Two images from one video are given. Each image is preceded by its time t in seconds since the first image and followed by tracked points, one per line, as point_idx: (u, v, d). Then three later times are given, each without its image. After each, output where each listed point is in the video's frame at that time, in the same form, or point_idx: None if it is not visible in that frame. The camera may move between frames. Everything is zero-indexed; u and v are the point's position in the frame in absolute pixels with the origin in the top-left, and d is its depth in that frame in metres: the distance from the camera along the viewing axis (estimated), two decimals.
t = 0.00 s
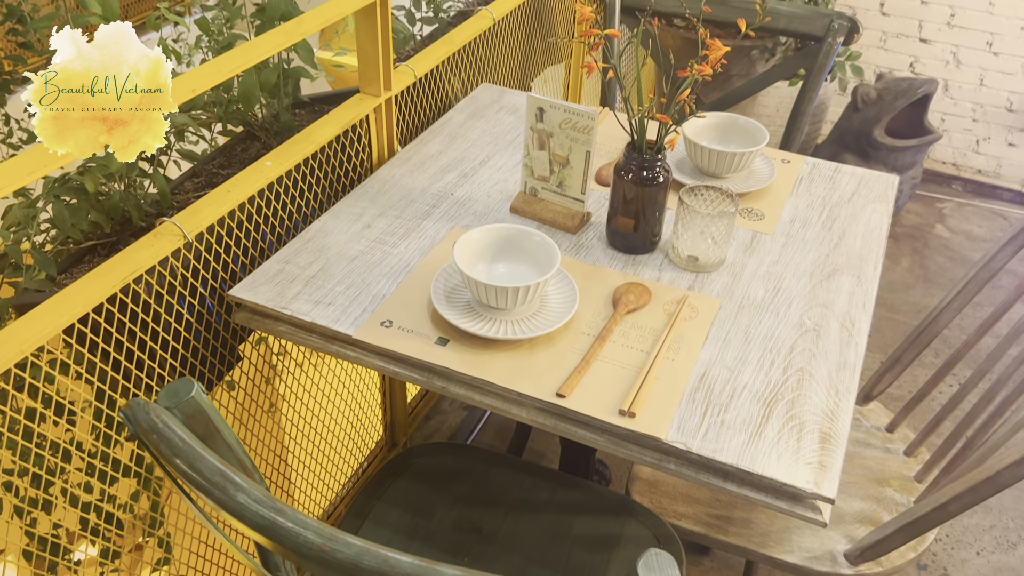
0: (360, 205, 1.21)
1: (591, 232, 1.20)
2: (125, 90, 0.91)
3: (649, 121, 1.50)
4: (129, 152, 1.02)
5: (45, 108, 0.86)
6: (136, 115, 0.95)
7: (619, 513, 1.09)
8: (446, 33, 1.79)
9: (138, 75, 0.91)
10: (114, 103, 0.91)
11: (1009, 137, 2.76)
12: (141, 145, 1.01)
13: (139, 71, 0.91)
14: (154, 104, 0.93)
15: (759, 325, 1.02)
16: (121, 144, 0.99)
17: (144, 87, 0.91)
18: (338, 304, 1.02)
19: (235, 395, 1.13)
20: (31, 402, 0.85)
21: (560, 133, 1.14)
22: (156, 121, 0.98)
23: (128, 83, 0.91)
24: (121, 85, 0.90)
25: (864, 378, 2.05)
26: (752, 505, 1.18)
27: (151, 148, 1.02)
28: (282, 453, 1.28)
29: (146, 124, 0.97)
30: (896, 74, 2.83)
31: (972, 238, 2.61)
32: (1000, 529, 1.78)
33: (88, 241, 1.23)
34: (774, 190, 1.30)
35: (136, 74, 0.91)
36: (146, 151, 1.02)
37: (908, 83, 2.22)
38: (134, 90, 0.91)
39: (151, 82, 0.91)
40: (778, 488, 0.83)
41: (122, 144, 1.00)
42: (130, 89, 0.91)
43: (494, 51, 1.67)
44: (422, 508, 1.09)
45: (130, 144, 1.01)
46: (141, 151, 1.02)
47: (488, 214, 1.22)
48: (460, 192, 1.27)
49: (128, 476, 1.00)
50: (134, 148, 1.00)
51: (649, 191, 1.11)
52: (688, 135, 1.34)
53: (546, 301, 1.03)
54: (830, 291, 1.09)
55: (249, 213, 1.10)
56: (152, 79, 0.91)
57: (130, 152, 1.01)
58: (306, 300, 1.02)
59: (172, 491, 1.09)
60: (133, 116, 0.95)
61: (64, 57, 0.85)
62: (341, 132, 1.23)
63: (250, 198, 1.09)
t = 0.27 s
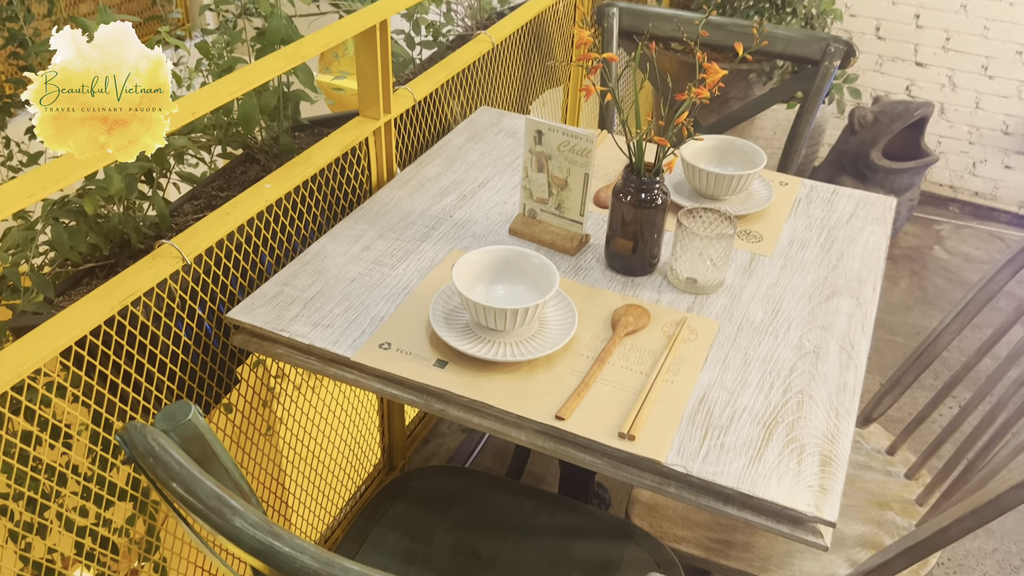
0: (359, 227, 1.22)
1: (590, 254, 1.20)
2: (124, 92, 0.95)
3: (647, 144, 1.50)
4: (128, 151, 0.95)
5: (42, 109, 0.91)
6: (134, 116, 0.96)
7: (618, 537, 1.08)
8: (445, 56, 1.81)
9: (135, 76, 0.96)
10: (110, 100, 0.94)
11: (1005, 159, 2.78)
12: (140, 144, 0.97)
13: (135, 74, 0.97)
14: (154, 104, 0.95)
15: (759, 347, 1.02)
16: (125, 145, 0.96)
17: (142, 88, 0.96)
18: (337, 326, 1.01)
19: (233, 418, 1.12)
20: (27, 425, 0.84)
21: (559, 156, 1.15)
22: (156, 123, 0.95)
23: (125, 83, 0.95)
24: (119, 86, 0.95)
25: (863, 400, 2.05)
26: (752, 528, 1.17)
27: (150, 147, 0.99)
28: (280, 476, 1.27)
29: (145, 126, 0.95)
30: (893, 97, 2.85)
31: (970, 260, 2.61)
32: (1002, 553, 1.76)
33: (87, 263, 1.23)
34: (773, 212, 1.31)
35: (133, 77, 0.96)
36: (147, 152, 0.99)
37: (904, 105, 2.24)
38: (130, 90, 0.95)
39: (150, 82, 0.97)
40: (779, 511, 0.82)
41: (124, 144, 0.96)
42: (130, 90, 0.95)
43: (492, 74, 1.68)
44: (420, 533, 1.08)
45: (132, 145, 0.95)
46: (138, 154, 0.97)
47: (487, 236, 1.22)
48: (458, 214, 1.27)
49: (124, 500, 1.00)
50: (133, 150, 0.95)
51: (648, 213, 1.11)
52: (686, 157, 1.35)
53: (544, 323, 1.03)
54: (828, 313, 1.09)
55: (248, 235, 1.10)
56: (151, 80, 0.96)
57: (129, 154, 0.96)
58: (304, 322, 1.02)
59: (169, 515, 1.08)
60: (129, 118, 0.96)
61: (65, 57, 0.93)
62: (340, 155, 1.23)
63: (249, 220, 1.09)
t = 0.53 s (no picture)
0: (358, 251, 1.22)
1: (589, 278, 1.20)
2: (125, 91, 1.02)
3: (645, 168, 1.51)
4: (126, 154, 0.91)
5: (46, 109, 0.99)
6: (136, 116, 0.99)
7: (618, 563, 1.07)
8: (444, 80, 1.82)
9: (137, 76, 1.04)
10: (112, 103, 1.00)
11: (1001, 182, 2.79)
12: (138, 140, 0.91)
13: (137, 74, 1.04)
14: (152, 106, 1.03)
15: (758, 372, 1.01)
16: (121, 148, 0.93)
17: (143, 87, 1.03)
18: (336, 350, 1.01)
19: (229, 443, 1.12)
20: (23, 450, 0.83)
21: (557, 180, 1.15)
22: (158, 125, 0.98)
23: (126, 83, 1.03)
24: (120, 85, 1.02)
25: (863, 424, 2.04)
26: (752, 555, 1.17)
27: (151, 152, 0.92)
28: (276, 502, 1.26)
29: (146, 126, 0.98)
30: (888, 120, 2.87)
31: (968, 282, 2.62)
32: None
33: (84, 287, 1.22)
34: (771, 236, 1.31)
35: (136, 77, 1.04)
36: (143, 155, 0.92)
37: (900, 129, 2.25)
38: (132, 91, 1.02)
39: (150, 82, 1.04)
40: (779, 537, 0.81)
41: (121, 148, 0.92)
42: (130, 90, 1.02)
43: (491, 99, 1.69)
44: (418, 559, 1.07)
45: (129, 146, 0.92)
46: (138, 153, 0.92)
47: (486, 260, 1.22)
48: (457, 238, 1.27)
49: (120, 526, 0.98)
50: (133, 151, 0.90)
51: (646, 237, 1.11)
52: (684, 182, 1.35)
53: (543, 347, 1.02)
54: (827, 336, 1.09)
55: (247, 259, 1.10)
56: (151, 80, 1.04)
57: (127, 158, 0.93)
58: (303, 346, 1.02)
59: (164, 541, 1.07)
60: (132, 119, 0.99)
61: (65, 57, 0.99)
62: (340, 179, 1.24)
63: (247, 245, 1.09)
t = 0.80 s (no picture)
0: (357, 273, 1.21)
1: (588, 300, 1.20)
2: (125, 91, 1.08)
3: (644, 191, 1.51)
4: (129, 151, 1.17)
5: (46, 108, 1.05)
6: (135, 115, 1.11)
7: None
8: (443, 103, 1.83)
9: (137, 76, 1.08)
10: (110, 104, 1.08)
11: (998, 204, 2.80)
12: (141, 147, 1.16)
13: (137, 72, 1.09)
14: (153, 104, 1.11)
15: (759, 395, 1.01)
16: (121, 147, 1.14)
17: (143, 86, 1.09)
18: (334, 374, 1.00)
19: (226, 467, 1.11)
20: (18, 476, 0.82)
21: (556, 203, 1.15)
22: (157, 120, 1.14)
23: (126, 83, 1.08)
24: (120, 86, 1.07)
25: (864, 446, 2.03)
26: None
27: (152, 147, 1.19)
28: (273, 526, 1.25)
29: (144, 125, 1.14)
30: (885, 142, 2.88)
31: (966, 303, 2.62)
32: None
33: (82, 310, 1.22)
34: (770, 258, 1.31)
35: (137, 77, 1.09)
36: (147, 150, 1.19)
37: (897, 150, 2.26)
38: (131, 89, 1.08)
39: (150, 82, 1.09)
40: (782, 563, 0.80)
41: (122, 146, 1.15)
42: (130, 90, 1.08)
43: (489, 121, 1.70)
44: None
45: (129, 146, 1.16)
46: (140, 152, 1.18)
47: (485, 282, 1.22)
48: (456, 260, 1.27)
49: (114, 552, 0.97)
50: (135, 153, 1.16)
51: (645, 260, 1.11)
52: (683, 204, 1.35)
53: (543, 370, 1.02)
54: (828, 359, 1.08)
55: (245, 282, 1.10)
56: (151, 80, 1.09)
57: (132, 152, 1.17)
58: (301, 370, 1.01)
59: (159, 567, 1.06)
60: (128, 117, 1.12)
61: (65, 58, 1.04)
62: (338, 202, 1.24)
63: (246, 268, 1.09)
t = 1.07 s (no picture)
0: (353, 296, 1.21)
1: (585, 323, 1.19)
2: (124, 91, 1.43)
3: (640, 214, 1.52)
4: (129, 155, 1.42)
5: (52, 108, 1.43)
6: (134, 114, 1.42)
7: None
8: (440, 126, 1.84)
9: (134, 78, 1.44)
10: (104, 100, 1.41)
11: (993, 225, 2.81)
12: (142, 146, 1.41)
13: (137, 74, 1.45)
14: (154, 104, 1.45)
15: (756, 419, 1.00)
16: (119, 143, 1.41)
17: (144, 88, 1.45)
18: (329, 399, 1.00)
19: (220, 492, 1.10)
20: (9, 503, 0.81)
21: (553, 227, 1.15)
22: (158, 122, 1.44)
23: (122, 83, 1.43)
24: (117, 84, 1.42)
25: (862, 469, 2.02)
26: None
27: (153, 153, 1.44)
28: (267, 551, 1.23)
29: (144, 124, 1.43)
30: (880, 164, 2.89)
31: (963, 324, 2.62)
32: None
33: (77, 334, 1.22)
34: (767, 280, 1.31)
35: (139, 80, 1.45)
36: (148, 151, 1.46)
37: (892, 173, 2.28)
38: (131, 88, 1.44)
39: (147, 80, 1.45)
40: None
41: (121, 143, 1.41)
42: (131, 90, 1.43)
43: (486, 143, 1.71)
44: None
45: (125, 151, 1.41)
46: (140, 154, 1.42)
47: (481, 305, 1.22)
48: (452, 283, 1.27)
49: None
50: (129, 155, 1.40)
51: (642, 282, 1.11)
52: (679, 227, 1.36)
53: (540, 394, 1.01)
54: (826, 383, 1.08)
55: (241, 306, 1.10)
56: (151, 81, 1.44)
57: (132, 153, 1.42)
58: (296, 394, 1.00)
59: None
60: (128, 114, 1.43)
61: (67, 59, 1.41)
62: (335, 225, 1.24)
63: (241, 291, 1.09)
